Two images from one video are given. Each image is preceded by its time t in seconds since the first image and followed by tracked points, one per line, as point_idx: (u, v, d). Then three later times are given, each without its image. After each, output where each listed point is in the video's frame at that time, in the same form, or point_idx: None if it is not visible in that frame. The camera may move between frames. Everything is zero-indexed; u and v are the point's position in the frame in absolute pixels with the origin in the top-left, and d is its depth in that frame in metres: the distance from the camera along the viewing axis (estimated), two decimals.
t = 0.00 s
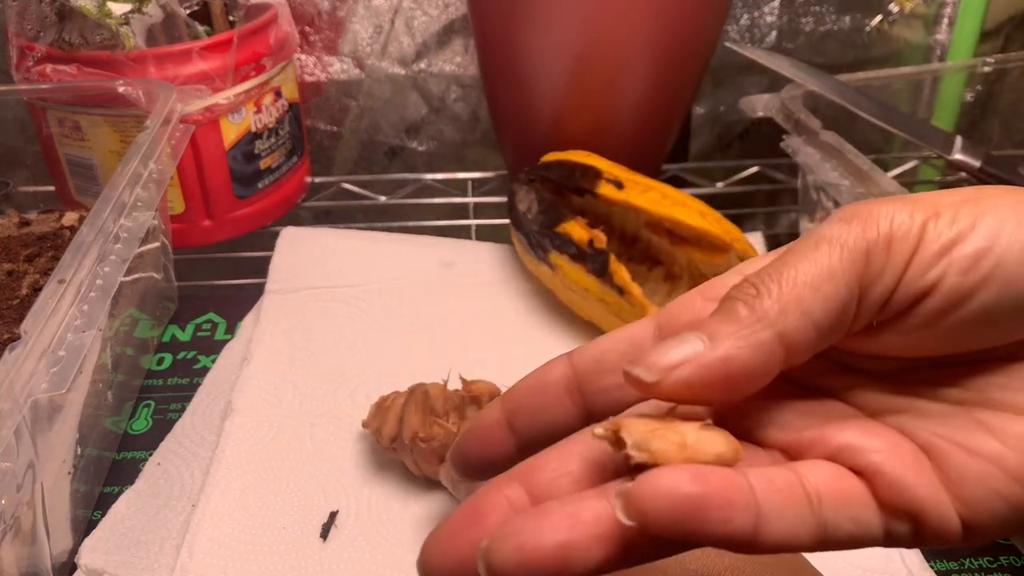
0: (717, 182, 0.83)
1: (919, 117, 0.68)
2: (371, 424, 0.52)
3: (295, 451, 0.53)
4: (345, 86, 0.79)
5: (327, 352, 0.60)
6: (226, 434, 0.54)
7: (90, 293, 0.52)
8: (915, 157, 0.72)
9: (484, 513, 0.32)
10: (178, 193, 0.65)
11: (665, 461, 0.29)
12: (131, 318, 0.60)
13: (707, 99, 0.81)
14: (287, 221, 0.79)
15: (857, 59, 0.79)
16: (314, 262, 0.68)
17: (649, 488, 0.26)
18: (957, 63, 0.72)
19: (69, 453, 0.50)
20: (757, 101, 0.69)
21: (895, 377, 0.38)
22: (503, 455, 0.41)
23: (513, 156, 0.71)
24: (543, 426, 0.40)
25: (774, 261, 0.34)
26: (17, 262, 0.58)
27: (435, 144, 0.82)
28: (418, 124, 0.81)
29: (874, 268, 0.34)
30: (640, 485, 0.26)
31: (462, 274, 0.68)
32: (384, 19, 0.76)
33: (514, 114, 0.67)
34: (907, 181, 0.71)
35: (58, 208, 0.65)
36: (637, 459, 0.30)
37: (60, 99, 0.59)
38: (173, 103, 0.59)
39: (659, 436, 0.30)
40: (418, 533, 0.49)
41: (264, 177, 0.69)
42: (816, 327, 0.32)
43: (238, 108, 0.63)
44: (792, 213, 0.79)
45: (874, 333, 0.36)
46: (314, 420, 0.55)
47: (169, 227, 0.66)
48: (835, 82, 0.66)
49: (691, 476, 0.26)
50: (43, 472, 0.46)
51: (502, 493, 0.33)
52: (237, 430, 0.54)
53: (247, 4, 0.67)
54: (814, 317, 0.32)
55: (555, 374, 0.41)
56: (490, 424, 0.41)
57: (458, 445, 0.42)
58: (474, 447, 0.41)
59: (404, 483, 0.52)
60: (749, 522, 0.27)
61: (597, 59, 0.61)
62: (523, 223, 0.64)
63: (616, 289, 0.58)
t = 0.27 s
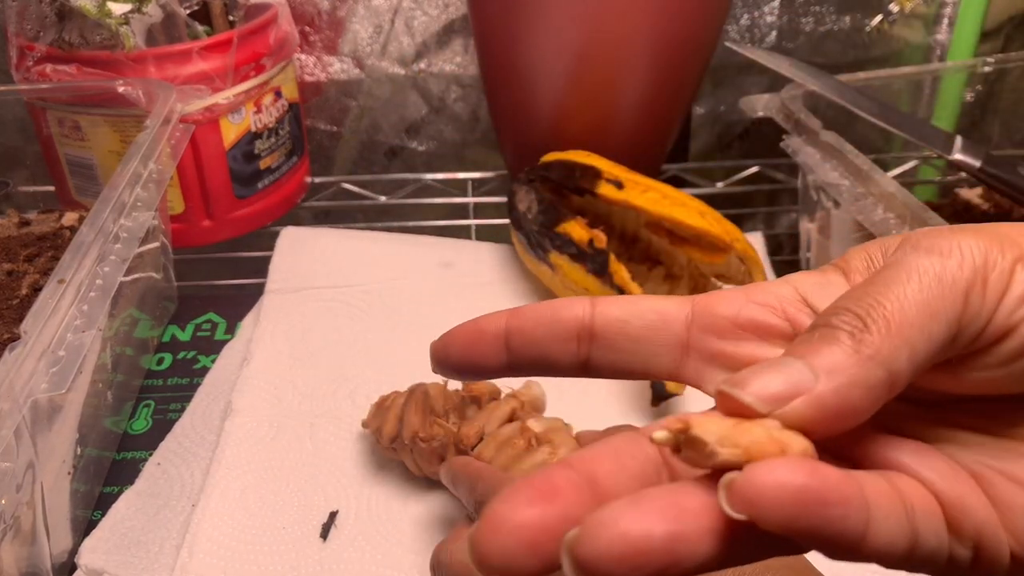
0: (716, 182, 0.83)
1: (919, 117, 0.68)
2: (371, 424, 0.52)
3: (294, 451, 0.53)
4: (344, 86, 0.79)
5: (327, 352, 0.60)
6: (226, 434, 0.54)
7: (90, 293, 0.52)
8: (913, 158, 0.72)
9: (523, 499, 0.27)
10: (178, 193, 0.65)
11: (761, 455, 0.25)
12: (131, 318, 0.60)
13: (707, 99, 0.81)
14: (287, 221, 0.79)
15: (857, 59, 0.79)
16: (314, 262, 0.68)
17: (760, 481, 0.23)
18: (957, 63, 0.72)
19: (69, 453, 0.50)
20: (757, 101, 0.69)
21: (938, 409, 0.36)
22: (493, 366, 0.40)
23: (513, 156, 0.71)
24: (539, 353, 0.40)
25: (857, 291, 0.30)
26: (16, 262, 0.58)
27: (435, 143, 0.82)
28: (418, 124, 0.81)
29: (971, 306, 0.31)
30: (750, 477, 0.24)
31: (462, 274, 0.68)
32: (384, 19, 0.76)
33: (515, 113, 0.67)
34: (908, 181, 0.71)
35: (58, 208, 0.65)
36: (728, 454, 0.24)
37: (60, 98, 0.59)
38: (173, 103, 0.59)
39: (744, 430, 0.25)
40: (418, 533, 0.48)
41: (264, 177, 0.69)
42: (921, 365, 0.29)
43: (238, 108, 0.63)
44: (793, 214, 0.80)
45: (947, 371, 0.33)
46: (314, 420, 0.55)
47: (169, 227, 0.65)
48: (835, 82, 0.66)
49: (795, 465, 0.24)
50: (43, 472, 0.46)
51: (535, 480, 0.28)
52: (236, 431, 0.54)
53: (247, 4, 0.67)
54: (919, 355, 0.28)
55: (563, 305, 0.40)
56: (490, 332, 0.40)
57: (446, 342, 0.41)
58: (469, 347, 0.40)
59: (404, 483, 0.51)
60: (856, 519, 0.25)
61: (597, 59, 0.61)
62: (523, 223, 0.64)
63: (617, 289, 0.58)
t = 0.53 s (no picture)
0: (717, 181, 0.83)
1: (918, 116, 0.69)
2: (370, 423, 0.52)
3: (294, 452, 0.53)
4: (344, 86, 0.79)
5: (328, 352, 0.60)
6: (226, 434, 0.54)
7: (90, 293, 0.52)
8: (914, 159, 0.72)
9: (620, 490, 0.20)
10: (178, 193, 0.65)
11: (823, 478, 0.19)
12: (131, 318, 0.60)
13: (707, 99, 0.81)
14: (287, 221, 0.79)
15: (857, 59, 0.79)
16: (315, 262, 0.68)
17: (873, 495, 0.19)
18: (956, 63, 0.72)
19: (69, 453, 0.50)
20: (757, 101, 0.69)
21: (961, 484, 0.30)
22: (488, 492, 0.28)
23: (513, 156, 0.71)
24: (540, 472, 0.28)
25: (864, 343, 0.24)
26: (17, 262, 0.58)
27: (435, 144, 0.82)
28: (418, 125, 0.81)
29: (972, 373, 0.25)
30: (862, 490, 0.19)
31: (462, 274, 0.68)
32: (384, 19, 0.76)
33: (514, 113, 0.67)
34: (907, 181, 0.71)
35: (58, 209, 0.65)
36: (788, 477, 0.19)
37: (60, 99, 0.59)
38: (173, 103, 0.59)
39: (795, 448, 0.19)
40: (418, 533, 0.49)
41: (264, 177, 0.69)
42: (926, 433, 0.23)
43: (238, 108, 0.63)
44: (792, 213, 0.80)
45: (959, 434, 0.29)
46: (314, 420, 0.55)
47: (169, 227, 0.66)
48: (834, 82, 0.66)
49: (901, 480, 0.20)
50: (44, 472, 0.46)
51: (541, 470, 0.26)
52: (237, 431, 0.54)
53: (247, 4, 0.67)
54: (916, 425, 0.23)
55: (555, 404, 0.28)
56: (482, 452, 0.28)
57: (422, 468, 0.29)
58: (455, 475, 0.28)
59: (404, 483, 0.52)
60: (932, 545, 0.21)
61: (597, 59, 0.61)
62: (523, 223, 0.64)
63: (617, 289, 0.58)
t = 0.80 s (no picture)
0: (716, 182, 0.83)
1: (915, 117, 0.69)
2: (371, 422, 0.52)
3: (295, 451, 0.53)
4: (345, 87, 0.79)
5: (328, 352, 0.61)
6: (227, 434, 0.54)
7: (93, 293, 0.52)
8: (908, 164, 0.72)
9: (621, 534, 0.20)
10: (180, 193, 0.65)
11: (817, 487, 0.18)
12: (133, 318, 0.60)
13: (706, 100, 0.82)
14: (288, 222, 0.79)
15: (856, 61, 0.79)
16: (315, 262, 0.68)
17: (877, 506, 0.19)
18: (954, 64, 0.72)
19: (71, 452, 0.50)
20: (756, 102, 0.69)
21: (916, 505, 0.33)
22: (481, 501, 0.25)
23: (513, 156, 0.71)
24: (542, 476, 0.26)
25: (826, 360, 0.27)
26: (19, 262, 0.59)
27: (435, 145, 0.82)
28: (418, 126, 0.81)
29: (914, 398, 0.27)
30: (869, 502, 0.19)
31: (462, 274, 0.69)
32: (385, 21, 0.76)
33: (514, 114, 0.67)
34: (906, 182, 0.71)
35: (60, 209, 0.65)
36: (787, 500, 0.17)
37: (62, 99, 0.60)
38: (174, 104, 0.59)
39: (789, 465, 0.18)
40: (418, 532, 0.49)
41: (265, 177, 0.69)
42: (870, 441, 0.26)
43: (240, 109, 0.64)
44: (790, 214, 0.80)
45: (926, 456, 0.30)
46: (315, 420, 0.56)
47: (171, 227, 0.66)
48: (833, 83, 0.67)
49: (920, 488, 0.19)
50: (46, 471, 0.47)
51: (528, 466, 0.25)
52: (238, 430, 0.54)
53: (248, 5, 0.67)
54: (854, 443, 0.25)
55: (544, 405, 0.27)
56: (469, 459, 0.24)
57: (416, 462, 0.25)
58: (461, 474, 0.24)
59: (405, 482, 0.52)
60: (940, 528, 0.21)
61: (596, 60, 0.62)
62: (523, 223, 0.65)
63: (616, 289, 0.58)
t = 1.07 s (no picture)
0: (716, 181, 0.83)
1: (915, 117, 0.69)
2: (372, 422, 0.53)
3: (295, 451, 0.53)
4: (345, 88, 0.79)
5: (328, 351, 0.61)
6: (227, 434, 0.54)
7: (93, 293, 0.52)
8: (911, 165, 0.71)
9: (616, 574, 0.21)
10: (180, 193, 0.65)
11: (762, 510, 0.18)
12: (133, 318, 0.60)
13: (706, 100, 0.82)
14: (288, 221, 0.79)
15: (855, 61, 0.80)
16: (316, 261, 0.68)
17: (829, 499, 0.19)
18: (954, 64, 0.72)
19: (71, 452, 0.50)
20: (756, 102, 0.70)
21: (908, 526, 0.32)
22: None
23: (513, 156, 0.71)
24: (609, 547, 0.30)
25: (789, 392, 0.27)
26: (19, 262, 0.59)
27: (435, 145, 0.83)
28: (418, 126, 0.81)
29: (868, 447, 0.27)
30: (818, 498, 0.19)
31: (462, 274, 0.69)
32: (385, 21, 0.76)
33: (514, 114, 0.67)
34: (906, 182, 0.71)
35: (60, 209, 0.65)
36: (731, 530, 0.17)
37: (62, 100, 0.60)
38: (174, 104, 0.59)
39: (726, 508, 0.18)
40: (418, 532, 0.49)
41: (265, 177, 0.69)
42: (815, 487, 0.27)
43: (240, 109, 0.64)
44: (790, 214, 0.80)
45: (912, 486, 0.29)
46: (315, 420, 0.56)
47: (171, 227, 0.66)
48: (833, 83, 0.67)
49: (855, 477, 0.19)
50: (46, 471, 0.47)
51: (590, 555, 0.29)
52: (238, 430, 0.54)
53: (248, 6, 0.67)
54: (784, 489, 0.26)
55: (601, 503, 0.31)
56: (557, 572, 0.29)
57: None
58: None
59: (405, 482, 0.52)
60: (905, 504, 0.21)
61: (596, 60, 0.62)
62: (523, 223, 0.65)
63: (615, 289, 0.58)
